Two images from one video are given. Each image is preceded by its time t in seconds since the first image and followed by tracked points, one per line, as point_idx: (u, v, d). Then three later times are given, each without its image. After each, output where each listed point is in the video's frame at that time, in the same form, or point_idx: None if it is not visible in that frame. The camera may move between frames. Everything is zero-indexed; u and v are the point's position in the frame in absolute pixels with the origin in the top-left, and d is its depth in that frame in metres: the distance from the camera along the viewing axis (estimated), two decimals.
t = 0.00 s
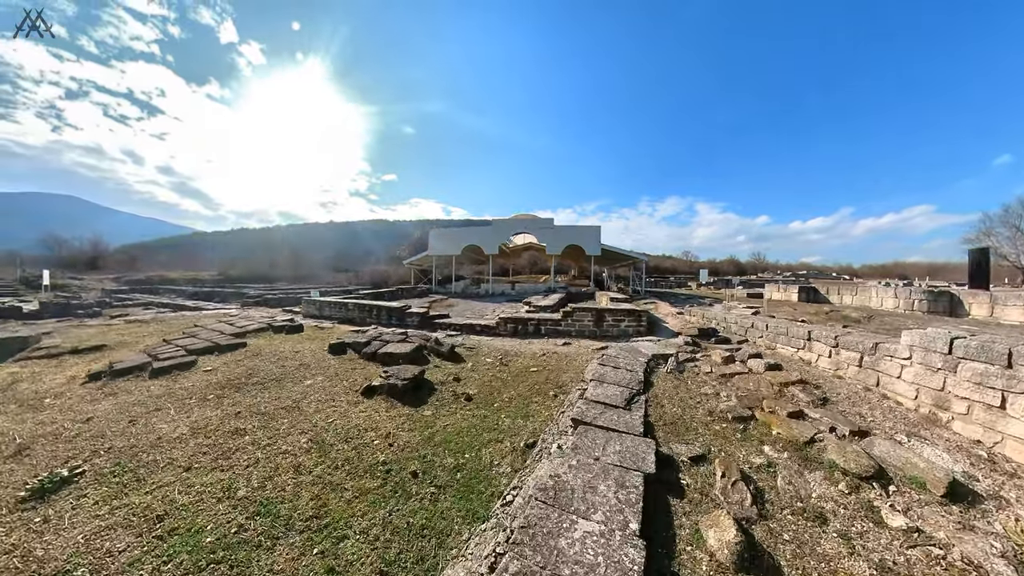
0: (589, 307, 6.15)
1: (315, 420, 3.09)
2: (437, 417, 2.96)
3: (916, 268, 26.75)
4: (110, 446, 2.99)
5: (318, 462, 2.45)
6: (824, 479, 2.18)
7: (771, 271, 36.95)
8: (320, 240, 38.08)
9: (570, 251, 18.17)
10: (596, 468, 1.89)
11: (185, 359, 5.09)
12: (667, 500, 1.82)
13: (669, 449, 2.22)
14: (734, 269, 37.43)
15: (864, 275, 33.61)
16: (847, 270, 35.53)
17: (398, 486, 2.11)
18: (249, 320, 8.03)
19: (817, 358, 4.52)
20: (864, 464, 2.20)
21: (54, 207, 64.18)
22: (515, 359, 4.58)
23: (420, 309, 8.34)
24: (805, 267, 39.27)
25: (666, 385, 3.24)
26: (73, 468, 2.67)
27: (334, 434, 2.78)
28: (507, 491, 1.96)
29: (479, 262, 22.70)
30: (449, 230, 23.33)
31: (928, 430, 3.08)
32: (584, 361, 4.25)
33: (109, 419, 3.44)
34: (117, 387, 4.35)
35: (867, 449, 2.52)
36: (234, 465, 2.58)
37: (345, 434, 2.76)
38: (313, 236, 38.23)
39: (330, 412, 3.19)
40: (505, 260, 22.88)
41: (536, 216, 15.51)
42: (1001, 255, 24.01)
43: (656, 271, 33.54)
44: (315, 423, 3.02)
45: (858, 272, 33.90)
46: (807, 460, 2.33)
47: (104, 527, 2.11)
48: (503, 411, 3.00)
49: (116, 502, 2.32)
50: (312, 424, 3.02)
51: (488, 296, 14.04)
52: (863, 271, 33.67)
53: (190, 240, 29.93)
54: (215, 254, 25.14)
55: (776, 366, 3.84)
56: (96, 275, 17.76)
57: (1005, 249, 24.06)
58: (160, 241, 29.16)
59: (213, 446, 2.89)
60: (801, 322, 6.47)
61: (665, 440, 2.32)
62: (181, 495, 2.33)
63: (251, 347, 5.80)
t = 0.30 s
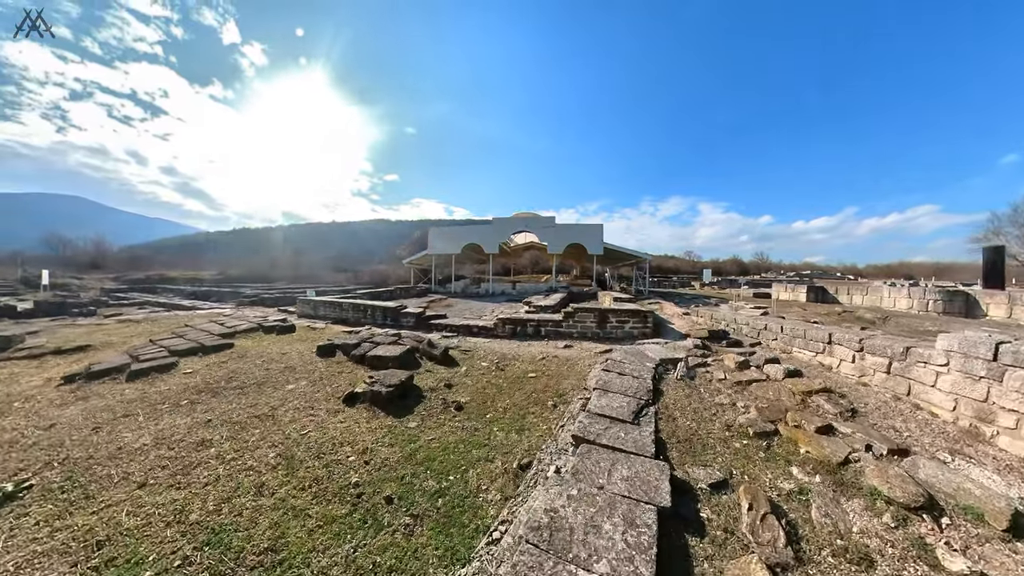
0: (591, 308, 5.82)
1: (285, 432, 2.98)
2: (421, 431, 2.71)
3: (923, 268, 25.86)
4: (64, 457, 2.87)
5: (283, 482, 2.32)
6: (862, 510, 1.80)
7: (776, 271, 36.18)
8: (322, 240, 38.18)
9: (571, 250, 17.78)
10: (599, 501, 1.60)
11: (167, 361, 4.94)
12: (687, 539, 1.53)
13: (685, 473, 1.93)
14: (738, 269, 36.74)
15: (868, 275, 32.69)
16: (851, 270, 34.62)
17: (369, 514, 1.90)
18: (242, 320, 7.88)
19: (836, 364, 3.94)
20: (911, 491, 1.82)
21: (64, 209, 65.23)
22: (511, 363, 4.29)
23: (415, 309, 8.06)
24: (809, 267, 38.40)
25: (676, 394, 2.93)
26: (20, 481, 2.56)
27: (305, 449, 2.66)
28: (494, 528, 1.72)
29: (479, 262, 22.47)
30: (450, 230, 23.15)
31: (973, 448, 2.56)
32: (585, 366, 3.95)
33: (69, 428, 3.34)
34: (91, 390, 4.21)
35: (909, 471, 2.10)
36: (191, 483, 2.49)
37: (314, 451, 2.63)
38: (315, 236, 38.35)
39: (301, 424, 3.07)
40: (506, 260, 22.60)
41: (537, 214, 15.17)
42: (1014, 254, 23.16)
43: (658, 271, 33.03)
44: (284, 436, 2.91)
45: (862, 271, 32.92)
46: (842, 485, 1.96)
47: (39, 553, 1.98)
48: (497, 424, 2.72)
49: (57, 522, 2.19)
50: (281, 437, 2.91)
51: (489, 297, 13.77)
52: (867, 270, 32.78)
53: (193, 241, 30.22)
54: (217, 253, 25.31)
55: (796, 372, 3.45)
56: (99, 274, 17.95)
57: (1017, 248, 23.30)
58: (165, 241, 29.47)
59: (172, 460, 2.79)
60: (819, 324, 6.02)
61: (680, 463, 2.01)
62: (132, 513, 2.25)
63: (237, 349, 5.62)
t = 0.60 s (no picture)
0: (590, 311, 5.66)
1: (267, 444, 2.87)
2: (407, 446, 2.59)
3: (928, 267, 25.35)
4: (39, 470, 2.78)
5: (258, 501, 2.20)
6: (882, 545, 1.61)
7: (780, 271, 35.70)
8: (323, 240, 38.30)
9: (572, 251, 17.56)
10: (590, 534, 1.45)
11: (157, 366, 4.87)
12: None
13: (686, 500, 1.77)
14: (741, 269, 36.31)
15: (874, 275, 32.11)
16: (855, 270, 34.05)
17: (343, 540, 1.78)
18: (238, 322, 7.81)
19: (847, 372, 3.73)
20: (939, 523, 1.63)
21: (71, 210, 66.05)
22: (506, 369, 4.14)
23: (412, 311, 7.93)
24: (813, 267, 37.85)
25: (678, 407, 2.76)
26: None
27: (284, 464, 2.55)
28: (476, 559, 1.59)
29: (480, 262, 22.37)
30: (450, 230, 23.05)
31: (1000, 470, 2.27)
32: (583, 373, 3.78)
33: (48, 437, 3.28)
34: (77, 397, 4.13)
35: (933, 499, 1.89)
36: (165, 500, 2.37)
37: (294, 466, 2.52)
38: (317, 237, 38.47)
39: (283, 436, 2.96)
40: (507, 260, 22.46)
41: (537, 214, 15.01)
42: None
43: (660, 271, 32.72)
44: (264, 449, 2.80)
45: (866, 271, 32.32)
46: (860, 514, 1.78)
47: None
48: (488, 439, 2.58)
49: (21, 541, 2.07)
50: (261, 450, 2.80)
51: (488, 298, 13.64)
52: (872, 270, 32.21)
53: (196, 241, 30.45)
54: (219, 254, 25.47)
55: (806, 382, 3.26)
56: (102, 275, 18.11)
57: None
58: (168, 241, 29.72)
59: (148, 474, 2.69)
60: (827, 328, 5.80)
61: (681, 488, 1.85)
62: (102, 532, 2.13)
63: (229, 353, 5.53)
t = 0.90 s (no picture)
0: (589, 313, 5.37)
1: (229, 455, 2.74)
2: (378, 463, 2.41)
3: (933, 268, 24.57)
4: None
5: (206, 524, 2.08)
6: None
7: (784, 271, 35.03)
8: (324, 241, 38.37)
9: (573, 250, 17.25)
10: None
11: (136, 368, 4.70)
12: None
13: (687, 540, 1.51)
14: (745, 269, 35.73)
15: (876, 275, 31.35)
16: (858, 270, 33.35)
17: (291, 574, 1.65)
18: (228, 323, 7.65)
19: (868, 381, 3.40)
20: None
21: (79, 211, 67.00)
22: (496, 375, 3.88)
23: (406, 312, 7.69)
24: (816, 267, 37.13)
25: (682, 422, 2.48)
26: None
27: (242, 480, 2.41)
28: None
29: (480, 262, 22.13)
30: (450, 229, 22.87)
31: None
32: (579, 380, 3.51)
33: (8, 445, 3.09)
34: (48, 400, 3.96)
35: (986, 542, 1.59)
36: (112, 517, 2.24)
37: (252, 483, 2.38)
38: (318, 237, 38.54)
39: (247, 447, 2.81)
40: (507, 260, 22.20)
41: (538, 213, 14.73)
42: None
43: (662, 271, 32.27)
44: (225, 463, 2.65)
45: (870, 271, 31.58)
46: (899, 560, 1.49)
47: None
48: (468, 455, 2.37)
49: None
50: (222, 463, 2.64)
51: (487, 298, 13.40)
52: (874, 270, 31.50)
53: (198, 241, 30.64)
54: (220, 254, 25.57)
55: (824, 393, 2.95)
56: (103, 274, 18.22)
57: None
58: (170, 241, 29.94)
59: (101, 489, 2.49)
60: (842, 333, 5.43)
61: (684, 525, 1.59)
62: (36, 553, 1.99)
63: (213, 355, 5.35)
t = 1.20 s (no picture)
0: (588, 316, 5.13)
1: (195, 469, 2.62)
2: (349, 482, 2.26)
3: (937, 268, 24.05)
4: None
5: (158, 547, 1.92)
6: None
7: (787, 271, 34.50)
8: (325, 241, 38.44)
9: (573, 250, 16.99)
10: None
11: (119, 372, 4.55)
12: None
13: None
14: (747, 270, 35.22)
15: (880, 275, 30.84)
16: (862, 270, 32.84)
17: None
18: (220, 324, 7.51)
19: (889, 393, 3.13)
20: None
21: (86, 211, 67.79)
22: (488, 383, 3.66)
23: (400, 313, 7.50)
24: (820, 267, 36.49)
25: (685, 440, 2.24)
26: None
27: (204, 498, 2.27)
28: None
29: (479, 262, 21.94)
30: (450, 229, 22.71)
31: None
32: (574, 389, 3.29)
33: None
34: (23, 406, 3.81)
35: None
36: (63, 537, 2.07)
37: (213, 502, 2.22)
38: (319, 237, 38.64)
39: (214, 460, 2.69)
40: (507, 260, 21.97)
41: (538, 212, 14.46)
42: None
43: (664, 271, 31.82)
44: (189, 478, 2.52)
45: (874, 271, 31.05)
46: None
47: None
48: (449, 475, 2.19)
49: None
50: (186, 479, 2.51)
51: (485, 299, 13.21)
52: (878, 270, 30.86)
53: (200, 241, 30.80)
54: (221, 254, 25.67)
55: (842, 407, 2.69)
56: (104, 275, 18.30)
57: None
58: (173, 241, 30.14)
59: (57, 505, 2.32)
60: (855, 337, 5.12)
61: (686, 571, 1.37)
62: None
63: (199, 358, 5.20)
